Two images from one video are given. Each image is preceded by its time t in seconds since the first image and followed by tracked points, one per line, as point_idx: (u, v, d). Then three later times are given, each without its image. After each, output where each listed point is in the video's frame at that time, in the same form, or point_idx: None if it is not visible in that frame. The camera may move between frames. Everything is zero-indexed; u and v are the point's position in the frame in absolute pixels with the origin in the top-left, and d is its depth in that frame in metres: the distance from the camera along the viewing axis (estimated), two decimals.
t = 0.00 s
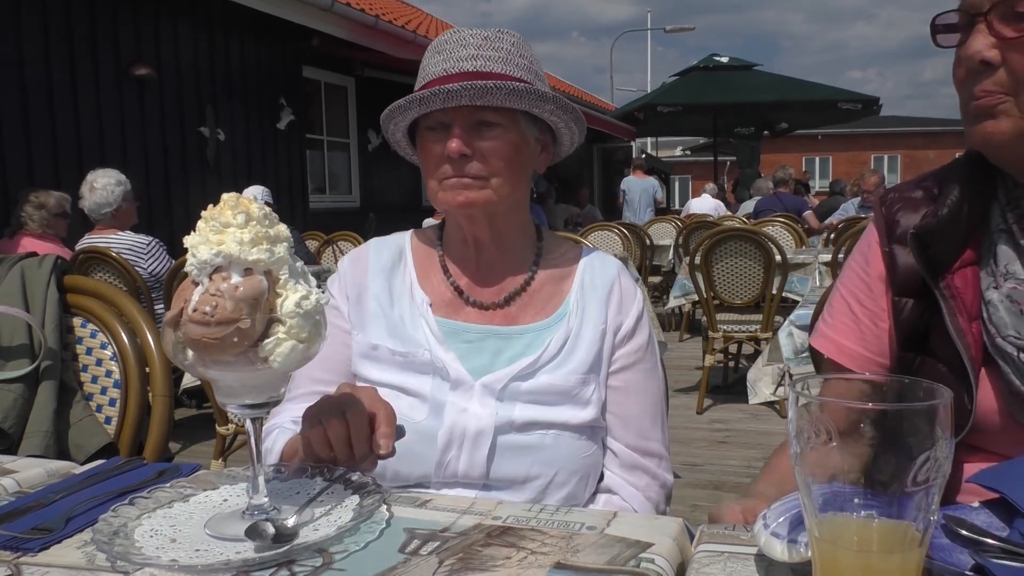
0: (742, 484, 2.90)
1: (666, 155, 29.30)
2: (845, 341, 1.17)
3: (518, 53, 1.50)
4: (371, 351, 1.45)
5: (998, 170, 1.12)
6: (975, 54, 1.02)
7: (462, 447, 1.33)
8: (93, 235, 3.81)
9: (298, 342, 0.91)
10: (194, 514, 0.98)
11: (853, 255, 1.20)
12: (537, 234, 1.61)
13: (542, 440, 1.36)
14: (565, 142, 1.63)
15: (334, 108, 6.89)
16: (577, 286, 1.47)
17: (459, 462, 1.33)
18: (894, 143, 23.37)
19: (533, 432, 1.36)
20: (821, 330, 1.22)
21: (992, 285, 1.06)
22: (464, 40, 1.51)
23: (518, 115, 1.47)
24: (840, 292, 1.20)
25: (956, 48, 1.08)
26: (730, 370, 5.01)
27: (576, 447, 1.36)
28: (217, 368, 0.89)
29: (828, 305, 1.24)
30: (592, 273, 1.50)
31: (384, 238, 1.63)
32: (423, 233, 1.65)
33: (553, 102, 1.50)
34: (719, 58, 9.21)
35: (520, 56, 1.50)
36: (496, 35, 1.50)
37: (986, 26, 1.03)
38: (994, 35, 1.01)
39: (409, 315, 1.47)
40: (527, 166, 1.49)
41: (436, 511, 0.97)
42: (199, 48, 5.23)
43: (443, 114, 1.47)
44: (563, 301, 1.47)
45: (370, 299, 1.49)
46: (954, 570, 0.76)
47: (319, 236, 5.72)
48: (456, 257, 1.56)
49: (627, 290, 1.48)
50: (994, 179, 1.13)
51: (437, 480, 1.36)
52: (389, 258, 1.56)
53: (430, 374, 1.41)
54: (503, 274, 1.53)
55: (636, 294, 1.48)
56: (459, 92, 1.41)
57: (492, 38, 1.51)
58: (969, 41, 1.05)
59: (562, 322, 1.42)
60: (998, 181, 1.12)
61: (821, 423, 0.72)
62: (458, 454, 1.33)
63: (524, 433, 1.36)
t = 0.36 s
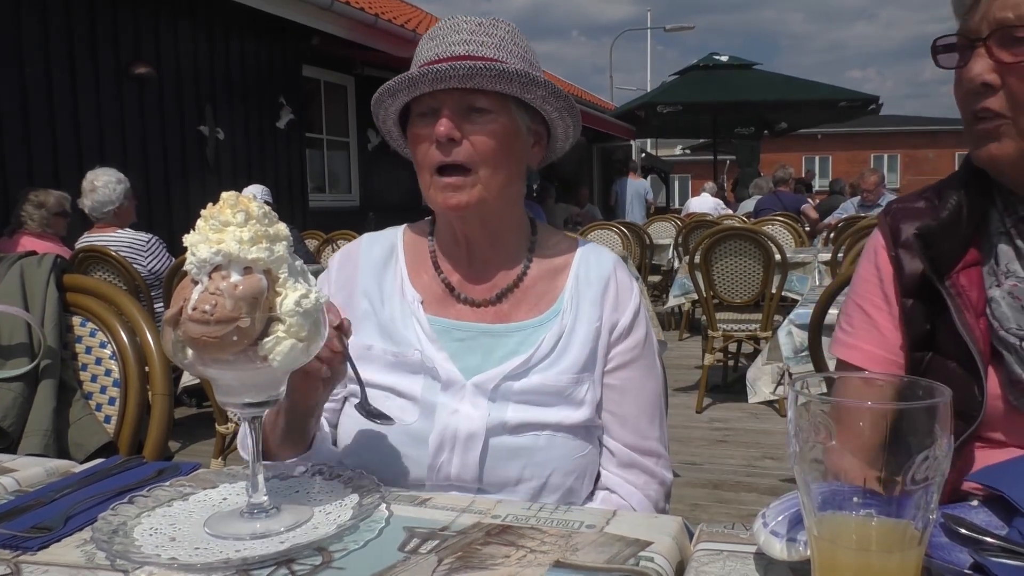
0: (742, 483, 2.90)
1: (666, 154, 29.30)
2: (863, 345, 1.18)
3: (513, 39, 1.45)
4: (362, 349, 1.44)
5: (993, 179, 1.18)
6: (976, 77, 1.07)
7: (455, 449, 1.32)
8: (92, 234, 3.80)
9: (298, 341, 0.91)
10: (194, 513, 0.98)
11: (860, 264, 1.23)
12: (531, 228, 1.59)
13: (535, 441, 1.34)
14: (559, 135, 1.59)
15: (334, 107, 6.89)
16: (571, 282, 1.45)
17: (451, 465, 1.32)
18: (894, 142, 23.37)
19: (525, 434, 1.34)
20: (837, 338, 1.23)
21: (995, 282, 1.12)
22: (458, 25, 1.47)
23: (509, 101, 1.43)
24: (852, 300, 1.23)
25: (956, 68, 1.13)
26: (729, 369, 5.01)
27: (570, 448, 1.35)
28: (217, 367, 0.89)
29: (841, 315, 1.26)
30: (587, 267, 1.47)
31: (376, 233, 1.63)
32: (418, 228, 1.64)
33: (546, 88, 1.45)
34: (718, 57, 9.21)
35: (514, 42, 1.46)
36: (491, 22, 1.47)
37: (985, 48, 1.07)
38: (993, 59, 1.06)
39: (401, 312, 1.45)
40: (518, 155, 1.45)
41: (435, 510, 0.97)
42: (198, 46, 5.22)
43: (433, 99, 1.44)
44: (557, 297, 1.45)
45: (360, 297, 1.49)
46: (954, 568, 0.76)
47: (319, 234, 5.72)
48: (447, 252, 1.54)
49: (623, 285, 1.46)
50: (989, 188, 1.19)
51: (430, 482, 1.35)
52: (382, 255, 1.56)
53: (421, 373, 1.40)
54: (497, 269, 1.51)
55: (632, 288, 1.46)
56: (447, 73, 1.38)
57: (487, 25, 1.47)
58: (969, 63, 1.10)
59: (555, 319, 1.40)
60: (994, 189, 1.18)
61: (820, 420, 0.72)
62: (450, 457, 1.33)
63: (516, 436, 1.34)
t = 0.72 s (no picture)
0: (741, 482, 2.90)
1: (666, 153, 29.29)
2: (886, 341, 1.29)
3: (508, 27, 1.43)
4: (351, 337, 1.42)
5: (1000, 184, 1.33)
6: (990, 82, 1.17)
7: (442, 450, 1.30)
8: (91, 234, 3.80)
9: (297, 341, 0.91)
10: (193, 513, 0.99)
11: (871, 268, 1.35)
12: (524, 223, 1.57)
13: (524, 442, 1.32)
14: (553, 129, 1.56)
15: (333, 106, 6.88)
16: (564, 277, 1.43)
17: (440, 465, 1.30)
18: (893, 141, 23.36)
19: (513, 435, 1.32)
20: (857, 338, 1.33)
21: (1002, 280, 1.27)
22: (454, 9, 1.45)
23: (499, 85, 1.40)
24: (866, 301, 1.34)
25: (968, 75, 1.24)
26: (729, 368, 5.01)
27: (562, 449, 1.35)
28: (217, 367, 0.89)
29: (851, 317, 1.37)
30: (582, 262, 1.46)
31: (370, 219, 1.62)
32: (413, 217, 1.63)
33: (536, 74, 1.41)
34: (718, 56, 9.23)
35: (509, 29, 1.43)
36: (487, 9, 1.44)
37: (998, 56, 1.17)
38: (1006, 66, 1.16)
39: (390, 302, 1.44)
40: (508, 142, 1.42)
41: (435, 510, 0.97)
42: (197, 44, 5.21)
43: (423, 80, 1.41)
44: (548, 293, 1.44)
45: (352, 283, 1.49)
46: (952, 569, 0.76)
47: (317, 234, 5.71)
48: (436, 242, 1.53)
49: (619, 282, 1.44)
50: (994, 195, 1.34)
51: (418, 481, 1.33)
52: (376, 242, 1.55)
53: (408, 364, 1.37)
54: (486, 262, 1.51)
55: (628, 285, 1.45)
56: (435, 49, 1.36)
57: (483, 11, 1.44)
58: (982, 69, 1.20)
59: (547, 316, 1.39)
60: (1002, 195, 1.33)
61: (819, 421, 0.72)
62: (438, 457, 1.30)
63: (505, 437, 1.32)
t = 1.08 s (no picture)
0: (741, 482, 2.90)
1: (666, 152, 29.29)
2: (895, 335, 1.38)
3: (506, 21, 1.42)
4: (350, 334, 1.42)
5: (1003, 190, 1.41)
6: (993, 88, 1.29)
7: (442, 456, 1.30)
8: (90, 233, 3.80)
9: (298, 341, 0.91)
10: (193, 513, 0.99)
11: (879, 267, 1.44)
12: (523, 223, 1.57)
13: (524, 448, 1.32)
14: (551, 127, 1.57)
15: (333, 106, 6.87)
16: (563, 280, 1.43)
17: (440, 472, 1.30)
18: (893, 140, 23.36)
19: (514, 442, 1.32)
20: (866, 333, 1.41)
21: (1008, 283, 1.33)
22: (452, 3, 1.44)
23: (496, 82, 1.40)
24: (876, 298, 1.42)
25: (973, 83, 1.35)
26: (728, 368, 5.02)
27: (562, 455, 1.35)
28: (217, 367, 0.89)
29: (861, 313, 1.45)
30: (582, 264, 1.46)
31: (368, 214, 1.61)
32: (412, 212, 1.63)
33: (532, 70, 1.40)
34: (718, 55, 9.24)
35: (507, 23, 1.42)
36: (486, 2, 1.43)
37: (1001, 65, 1.29)
38: (1008, 73, 1.28)
39: (389, 302, 1.44)
40: (505, 141, 1.41)
41: (436, 510, 0.97)
42: (197, 44, 5.20)
43: (419, 75, 1.41)
44: (548, 296, 1.43)
45: (351, 280, 1.48)
46: (953, 568, 0.76)
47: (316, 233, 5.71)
48: (435, 243, 1.53)
49: (618, 284, 1.44)
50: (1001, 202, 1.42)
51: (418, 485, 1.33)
52: (375, 237, 1.54)
53: (408, 366, 1.37)
54: (483, 264, 1.51)
55: (628, 286, 1.45)
56: (432, 45, 1.35)
57: (481, 5, 1.44)
58: (986, 77, 1.32)
59: (548, 320, 1.39)
60: (1004, 200, 1.41)
61: (820, 421, 0.72)
62: (438, 464, 1.30)
63: (506, 444, 1.32)
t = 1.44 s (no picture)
0: (741, 480, 2.91)
1: (665, 151, 29.29)
2: (896, 334, 1.38)
3: (505, 21, 1.42)
4: (349, 335, 1.42)
5: (1007, 190, 1.42)
6: (994, 89, 1.29)
7: (441, 459, 1.30)
8: (89, 233, 3.79)
9: (297, 341, 0.91)
10: (193, 513, 0.99)
11: (882, 267, 1.44)
12: (522, 224, 1.56)
13: (524, 450, 1.32)
14: (550, 127, 1.57)
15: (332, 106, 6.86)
16: (562, 282, 1.43)
17: (439, 474, 1.30)
18: (892, 139, 23.37)
19: (513, 444, 1.32)
20: (868, 332, 1.41)
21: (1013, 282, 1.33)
22: (450, 2, 1.44)
23: (495, 83, 1.39)
24: (878, 296, 1.42)
25: (975, 85, 1.36)
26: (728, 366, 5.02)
27: (561, 458, 1.35)
28: (217, 367, 0.89)
29: (864, 312, 1.45)
30: (580, 266, 1.45)
31: (366, 214, 1.61)
32: (410, 212, 1.62)
33: (531, 71, 1.41)
34: (717, 54, 9.24)
35: (505, 23, 1.42)
36: (484, 2, 1.43)
37: (1002, 66, 1.30)
38: (1008, 74, 1.28)
39: (388, 303, 1.43)
40: (504, 142, 1.41)
41: (435, 509, 0.97)
42: (196, 44, 5.20)
43: (417, 76, 1.40)
44: (547, 298, 1.43)
45: (350, 281, 1.48)
46: (952, 566, 0.76)
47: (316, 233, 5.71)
48: (434, 244, 1.53)
49: (617, 286, 1.44)
50: (1004, 202, 1.42)
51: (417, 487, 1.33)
52: (374, 238, 1.54)
53: (407, 368, 1.37)
54: (482, 264, 1.50)
55: (627, 286, 1.44)
56: (430, 46, 1.35)
57: (479, 4, 1.44)
58: (987, 79, 1.32)
59: (547, 322, 1.38)
60: (1008, 200, 1.42)
61: (819, 420, 0.72)
62: (437, 467, 1.30)
63: (505, 446, 1.32)
